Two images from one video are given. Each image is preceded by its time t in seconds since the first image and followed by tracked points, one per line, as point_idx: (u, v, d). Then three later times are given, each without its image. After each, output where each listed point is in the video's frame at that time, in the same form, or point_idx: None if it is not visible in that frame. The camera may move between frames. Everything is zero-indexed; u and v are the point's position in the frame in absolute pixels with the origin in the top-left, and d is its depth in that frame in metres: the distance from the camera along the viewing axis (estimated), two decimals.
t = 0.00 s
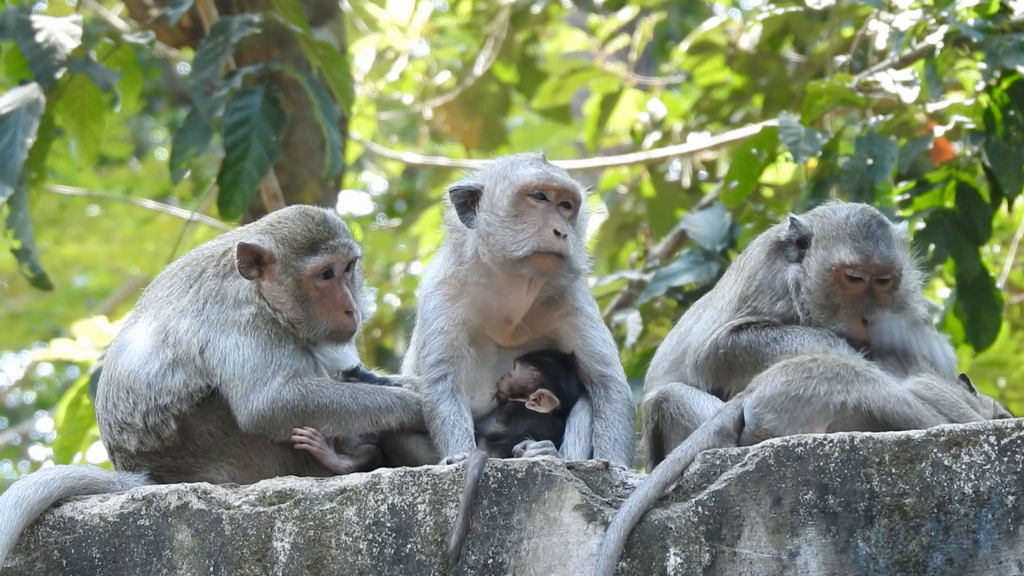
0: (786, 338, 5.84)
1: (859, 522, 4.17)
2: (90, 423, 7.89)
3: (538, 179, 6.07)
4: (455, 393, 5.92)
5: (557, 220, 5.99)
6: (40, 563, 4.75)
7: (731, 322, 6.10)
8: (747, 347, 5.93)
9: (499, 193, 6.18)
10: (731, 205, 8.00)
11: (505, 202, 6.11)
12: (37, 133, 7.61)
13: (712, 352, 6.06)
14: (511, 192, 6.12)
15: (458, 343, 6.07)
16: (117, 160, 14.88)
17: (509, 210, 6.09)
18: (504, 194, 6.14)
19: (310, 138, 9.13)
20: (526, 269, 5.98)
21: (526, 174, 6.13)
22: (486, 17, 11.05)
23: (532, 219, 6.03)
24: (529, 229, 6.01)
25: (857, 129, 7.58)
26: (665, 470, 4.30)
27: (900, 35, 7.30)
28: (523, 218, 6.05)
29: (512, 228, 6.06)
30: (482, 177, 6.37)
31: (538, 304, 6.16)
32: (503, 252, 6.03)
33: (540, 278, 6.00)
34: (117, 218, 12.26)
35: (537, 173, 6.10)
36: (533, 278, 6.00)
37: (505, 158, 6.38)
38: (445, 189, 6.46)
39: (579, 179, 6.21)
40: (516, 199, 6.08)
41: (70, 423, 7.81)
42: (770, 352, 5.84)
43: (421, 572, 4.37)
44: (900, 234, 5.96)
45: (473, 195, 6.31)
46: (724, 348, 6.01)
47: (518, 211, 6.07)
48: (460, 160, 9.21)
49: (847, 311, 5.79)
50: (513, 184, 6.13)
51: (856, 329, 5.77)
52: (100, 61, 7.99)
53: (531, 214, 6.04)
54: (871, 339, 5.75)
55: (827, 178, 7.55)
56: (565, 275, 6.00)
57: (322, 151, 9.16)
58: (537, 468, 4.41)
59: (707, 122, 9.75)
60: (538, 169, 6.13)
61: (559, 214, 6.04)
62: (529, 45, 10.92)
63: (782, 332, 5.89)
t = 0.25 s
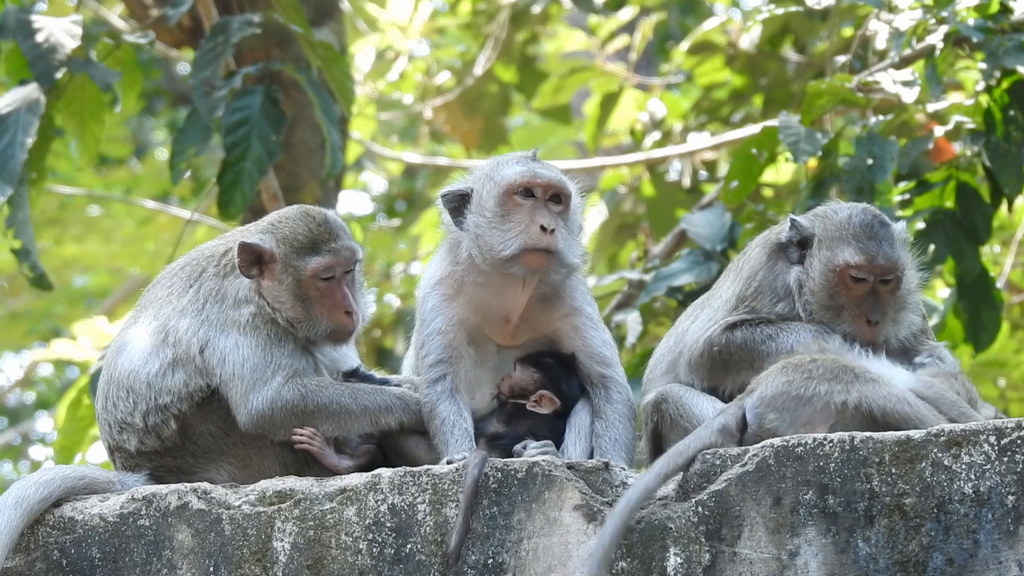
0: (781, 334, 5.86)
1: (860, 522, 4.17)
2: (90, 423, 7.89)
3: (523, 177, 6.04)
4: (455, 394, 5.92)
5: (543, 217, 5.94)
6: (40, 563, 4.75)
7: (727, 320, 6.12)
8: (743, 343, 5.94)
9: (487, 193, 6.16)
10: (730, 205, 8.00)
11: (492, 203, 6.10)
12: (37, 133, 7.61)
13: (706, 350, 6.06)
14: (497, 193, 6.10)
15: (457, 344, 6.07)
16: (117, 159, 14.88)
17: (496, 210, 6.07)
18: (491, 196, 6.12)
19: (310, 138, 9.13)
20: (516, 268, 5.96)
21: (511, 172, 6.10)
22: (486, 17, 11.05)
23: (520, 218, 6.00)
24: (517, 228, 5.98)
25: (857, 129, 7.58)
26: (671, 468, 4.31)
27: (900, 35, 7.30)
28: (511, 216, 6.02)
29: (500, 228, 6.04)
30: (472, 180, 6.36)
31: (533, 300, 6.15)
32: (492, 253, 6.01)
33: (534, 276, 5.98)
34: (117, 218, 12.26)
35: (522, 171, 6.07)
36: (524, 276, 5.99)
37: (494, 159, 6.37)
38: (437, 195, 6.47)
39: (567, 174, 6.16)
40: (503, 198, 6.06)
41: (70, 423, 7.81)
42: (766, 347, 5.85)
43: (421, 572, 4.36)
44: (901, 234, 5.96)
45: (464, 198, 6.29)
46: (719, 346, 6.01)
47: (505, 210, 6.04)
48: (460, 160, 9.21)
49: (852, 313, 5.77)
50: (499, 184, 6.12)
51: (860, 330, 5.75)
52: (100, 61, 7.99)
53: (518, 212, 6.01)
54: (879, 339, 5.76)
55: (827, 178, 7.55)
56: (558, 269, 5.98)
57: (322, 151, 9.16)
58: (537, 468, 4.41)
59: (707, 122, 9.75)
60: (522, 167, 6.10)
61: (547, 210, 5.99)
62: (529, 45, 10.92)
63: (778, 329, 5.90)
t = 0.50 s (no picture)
0: (775, 328, 5.92)
1: (860, 522, 4.17)
2: (90, 423, 7.89)
3: (517, 173, 6.04)
4: (456, 395, 5.92)
5: (539, 211, 5.95)
6: (40, 563, 4.74)
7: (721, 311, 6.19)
8: (735, 335, 6.00)
9: (483, 191, 6.17)
10: (730, 205, 8.00)
11: (488, 200, 6.10)
12: (37, 134, 7.61)
13: (698, 341, 6.12)
14: (492, 189, 6.10)
15: (458, 343, 6.07)
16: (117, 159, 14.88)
17: (492, 206, 6.07)
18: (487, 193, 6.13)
19: (310, 138, 9.13)
20: (514, 264, 5.95)
21: (506, 169, 6.11)
22: (486, 17, 11.06)
23: (515, 213, 6.00)
24: (512, 223, 5.98)
25: (857, 129, 7.58)
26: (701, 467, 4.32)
27: (900, 35, 7.30)
28: (506, 212, 6.02)
29: (495, 224, 6.03)
30: (470, 180, 6.37)
31: (535, 297, 6.14)
32: (488, 249, 6.01)
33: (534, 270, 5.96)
34: (117, 218, 12.25)
35: (516, 167, 6.07)
36: (524, 272, 5.97)
37: (491, 158, 6.38)
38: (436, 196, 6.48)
39: (562, 168, 6.15)
40: (498, 194, 6.06)
41: (70, 423, 7.81)
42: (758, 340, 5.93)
43: (421, 572, 4.36)
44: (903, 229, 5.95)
45: (462, 197, 6.29)
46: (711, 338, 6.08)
47: (500, 206, 6.04)
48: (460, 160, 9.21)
49: (857, 308, 5.76)
50: (495, 181, 6.12)
51: (864, 325, 5.73)
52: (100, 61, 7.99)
53: (513, 208, 6.01)
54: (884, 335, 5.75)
55: (828, 178, 7.55)
56: (556, 264, 5.95)
57: (322, 151, 9.16)
58: (537, 468, 4.41)
59: (707, 122, 9.74)
60: (516, 163, 6.10)
61: (543, 205, 5.99)
62: (529, 45, 10.92)
63: (771, 321, 5.96)
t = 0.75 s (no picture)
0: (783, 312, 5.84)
1: (859, 522, 4.17)
2: (90, 423, 7.89)
3: (512, 170, 6.05)
4: (456, 395, 5.91)
5: (531, 208, 5.96)
6: (40, 563, 4.74)
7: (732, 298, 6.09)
8: (743, 319, 5.89)
9: (479, 189, 6.18)
10: (731, 205, 8.00)
11: (483, 198, 6.11)
12: (37, 134, 7.61)
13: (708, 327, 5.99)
14: (488, 187, 6.11)
15: (458, 343, 6.07)
16: (116, 159, 14.88)
17: (487, 204, 6.08)
18: (482, 190, 6.14)
19: (310, 138, 9.13)
20: (508, 261, 5.97)
21: (500, 167, 6.11)
22: (487, 17, 11.06)
23: (509, 211, 6.01)
24: (505, 220, 6.00)
25: (857, 129, 7.58)
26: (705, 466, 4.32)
27: (900, 35, 7.30)
28: (500, 210, 6.03)
29: (490, 222, 6.05)
30: (467, 178, 6.39)
31: (532, 293, 6.13)
32: (482, 247, 6.02)
33: (529, 267, 5.97)
34: (117, 218, 12.26)
35: (509, 165, 6.08)
36: (518, 269, 5.98)
37: (487, 156, 6.39)
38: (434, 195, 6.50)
39: (556, 164, 6.16)
40: (493, 192, 6.07)
41: (70, 423, 7.81)
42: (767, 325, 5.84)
43: (421, 572, 4.36)
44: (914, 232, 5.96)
45: (459, 195, 6.32)
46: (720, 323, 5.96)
47: (495, 204, 6.05)
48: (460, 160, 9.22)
49: (867, 310, 5.78)
50: (489, 180, 6.13)
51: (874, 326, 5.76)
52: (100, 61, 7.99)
53: (507, 206, 6.02)
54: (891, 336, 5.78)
55: (827, 178, 7.54)
56: (550, 260, 5.98)
57: (322, 151, 9.16)
58: (537, 467, 4.41)
59: (707, 122, 9.74)
60: (510, 161, 6.11)
61: (538, 202, 5.99)
62: (529, 45, 10.92)
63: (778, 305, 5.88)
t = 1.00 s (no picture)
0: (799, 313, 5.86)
1: (859, 522, 4.17)
2: (90, 423, 7.89)
3: (506, 172, 6.04)
4: (456, 396, 5.91)
5: (527, 210, 5.96)
6: (40, 563, 4.74)
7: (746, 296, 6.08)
8: (760, 321, 5.92)
9: (476, 190, 6.18)
10: (731, 205, 7.99)
11: (479, 199, 6.11)
12: (37, 134, 7.61)
13: (722, 323, 6.01)
14: (483, 189, 6.11)
15: (457, 344, 6.06)
16: (116, 159, 14.88)
17: (483, 206, 6.08)
18: (478, 192, 6.14)
19: (310, 138, 9.13)
20: (503, 263, 5.96)
21: (496, 168, 6.11)
22: (487, 17, 11.07)
23: (505, 212, 6.01)
24: (501, 222, 5.99)
25: (857, 129, 7.58)
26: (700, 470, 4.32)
27: (900, 35, 7.30)
28: (496, 211, 6.03)
29: (485, 224, 6.05)
30: (464, 179, 6.39)
31: (528, 295, 6.13)
32: (478, 249, 6.03)
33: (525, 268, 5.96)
34: (117, 218, 12.25)
35: (505, 166, 6.07)
36: (514, 270, 5.98)
37: (483, 156, 6.38)
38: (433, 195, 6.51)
39: (552, 164, 6.15)
40: (488, 194, 6.07)
41: (70, 423, 7.81)
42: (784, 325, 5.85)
43: (421, 572, 4.37)
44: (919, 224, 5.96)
45: (457, 196, 6.31)
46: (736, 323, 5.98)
47: (490, 206, 6.05)
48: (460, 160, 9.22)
49: (875, 303, 5.80)
50: (485, 181, 6.13)
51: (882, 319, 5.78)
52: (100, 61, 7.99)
53: (503, 207, 6.02)
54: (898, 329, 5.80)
55: (828, 178, 7.53)
56: (545, 262, 5.97)
57: (322, 151, 9.16)
58: (537, 467, 4.41)
59: (707, 122, 9.74)
60: (505, 162, 6.10)
61: (533, 204, 5.99)
62: (529, 45, 10.92)
63: (797, 309, 5.90)
